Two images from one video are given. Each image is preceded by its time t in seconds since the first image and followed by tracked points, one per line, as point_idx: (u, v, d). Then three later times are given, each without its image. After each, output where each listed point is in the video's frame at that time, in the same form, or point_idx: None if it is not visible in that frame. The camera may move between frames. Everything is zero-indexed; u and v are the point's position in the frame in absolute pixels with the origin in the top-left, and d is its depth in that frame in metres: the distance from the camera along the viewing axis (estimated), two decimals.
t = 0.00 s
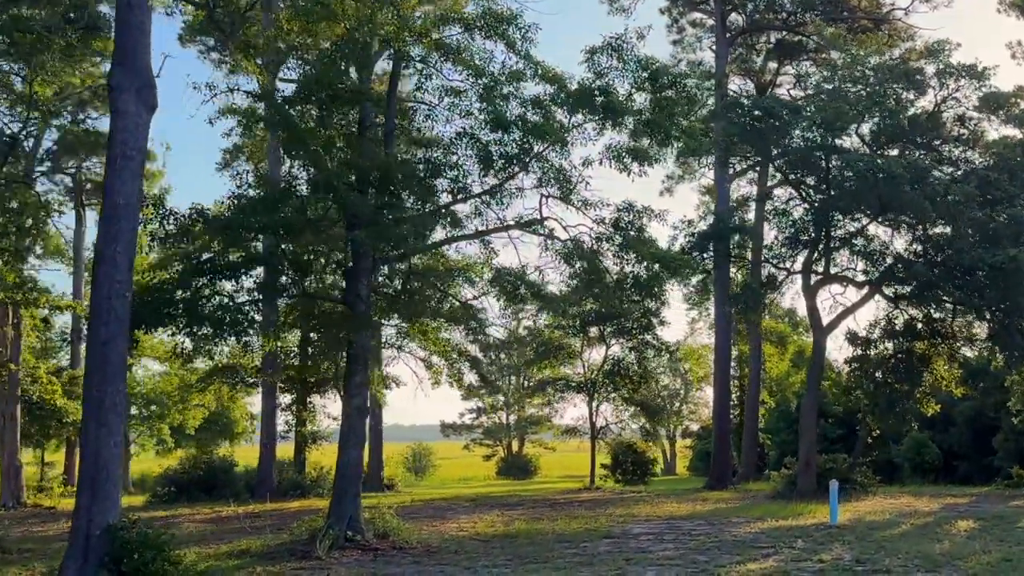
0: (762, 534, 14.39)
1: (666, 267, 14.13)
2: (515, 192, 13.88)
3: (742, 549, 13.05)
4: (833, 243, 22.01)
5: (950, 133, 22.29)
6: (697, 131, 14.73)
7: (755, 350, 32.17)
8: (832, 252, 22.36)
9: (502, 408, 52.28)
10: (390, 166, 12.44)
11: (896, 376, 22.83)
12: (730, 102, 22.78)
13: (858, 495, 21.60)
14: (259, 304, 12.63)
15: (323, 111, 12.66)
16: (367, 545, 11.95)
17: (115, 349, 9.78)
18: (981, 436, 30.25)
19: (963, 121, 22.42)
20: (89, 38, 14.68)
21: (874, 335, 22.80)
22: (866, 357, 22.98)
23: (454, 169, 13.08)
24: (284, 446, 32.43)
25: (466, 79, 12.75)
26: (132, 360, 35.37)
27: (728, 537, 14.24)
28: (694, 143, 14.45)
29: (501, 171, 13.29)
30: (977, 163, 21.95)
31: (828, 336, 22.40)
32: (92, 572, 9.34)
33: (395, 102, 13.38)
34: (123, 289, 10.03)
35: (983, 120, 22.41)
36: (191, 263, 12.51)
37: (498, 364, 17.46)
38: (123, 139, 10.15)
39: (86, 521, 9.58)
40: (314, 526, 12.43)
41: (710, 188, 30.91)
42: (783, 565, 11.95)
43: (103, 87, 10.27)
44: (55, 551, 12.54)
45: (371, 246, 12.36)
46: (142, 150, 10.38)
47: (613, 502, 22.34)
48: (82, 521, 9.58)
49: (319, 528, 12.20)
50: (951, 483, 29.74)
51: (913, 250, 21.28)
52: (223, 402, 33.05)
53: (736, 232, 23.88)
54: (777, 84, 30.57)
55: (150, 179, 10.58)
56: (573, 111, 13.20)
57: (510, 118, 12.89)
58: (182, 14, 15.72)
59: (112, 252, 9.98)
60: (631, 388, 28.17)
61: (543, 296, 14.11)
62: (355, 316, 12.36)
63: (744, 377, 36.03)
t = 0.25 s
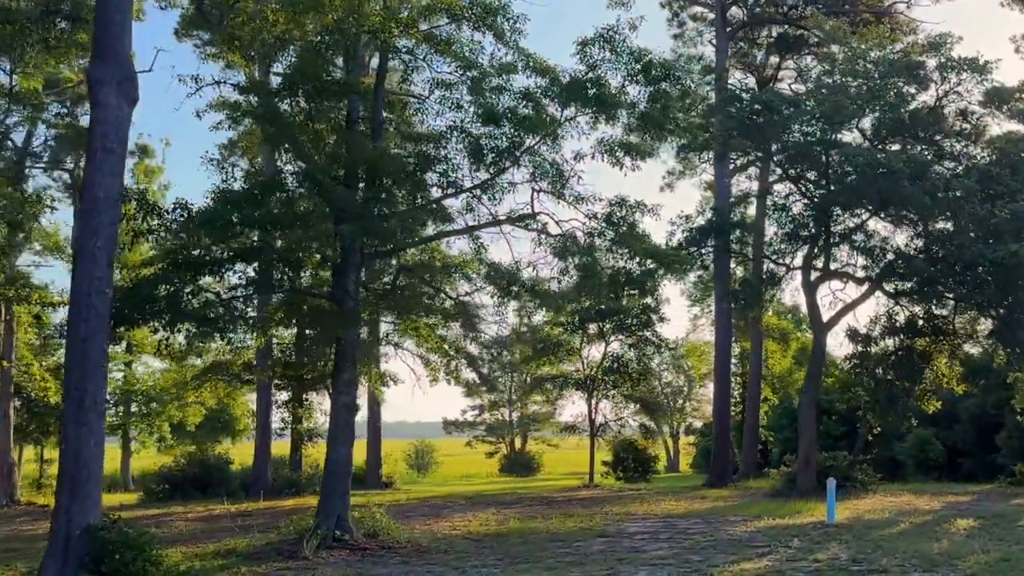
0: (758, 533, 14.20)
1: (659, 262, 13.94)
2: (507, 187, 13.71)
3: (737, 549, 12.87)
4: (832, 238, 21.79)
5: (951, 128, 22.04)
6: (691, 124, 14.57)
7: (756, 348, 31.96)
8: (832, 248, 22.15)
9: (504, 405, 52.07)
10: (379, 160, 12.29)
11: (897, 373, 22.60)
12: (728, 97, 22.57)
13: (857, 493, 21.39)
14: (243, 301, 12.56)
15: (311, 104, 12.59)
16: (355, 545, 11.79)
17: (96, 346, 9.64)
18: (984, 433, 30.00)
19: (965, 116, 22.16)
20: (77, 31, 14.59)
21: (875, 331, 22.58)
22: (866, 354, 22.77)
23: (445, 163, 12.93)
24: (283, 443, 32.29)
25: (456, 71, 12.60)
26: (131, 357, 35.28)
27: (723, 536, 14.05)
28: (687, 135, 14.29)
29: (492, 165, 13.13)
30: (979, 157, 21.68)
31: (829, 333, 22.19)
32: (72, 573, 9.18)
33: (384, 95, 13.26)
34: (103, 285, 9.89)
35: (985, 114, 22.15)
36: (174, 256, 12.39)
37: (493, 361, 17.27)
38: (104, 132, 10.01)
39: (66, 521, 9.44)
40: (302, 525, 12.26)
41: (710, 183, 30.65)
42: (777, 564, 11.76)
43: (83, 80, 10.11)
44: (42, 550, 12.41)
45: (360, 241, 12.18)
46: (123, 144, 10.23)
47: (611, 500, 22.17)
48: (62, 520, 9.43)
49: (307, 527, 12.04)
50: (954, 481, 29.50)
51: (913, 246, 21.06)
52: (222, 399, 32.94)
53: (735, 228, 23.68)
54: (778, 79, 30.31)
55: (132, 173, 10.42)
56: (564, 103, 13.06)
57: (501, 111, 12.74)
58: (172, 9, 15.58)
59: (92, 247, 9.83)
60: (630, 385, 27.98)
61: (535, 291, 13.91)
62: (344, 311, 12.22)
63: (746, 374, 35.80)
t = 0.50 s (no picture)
0: (756, 531, 14.03)
1: (654, 255, 13.76)
2: (501, 179, 13.54)
3: (735, 546, 12.70)
4: (833, 233, 21.59)
5: (954, 121, 21.79)
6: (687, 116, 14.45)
7: (759, 345, 31.76)
8: (833, 242, 21.94)
9: (507, 401, 51.90)
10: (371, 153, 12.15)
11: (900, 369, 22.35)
12: (729, 90, 22.34)
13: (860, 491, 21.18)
14: (232, 294, 12.51)
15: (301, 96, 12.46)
16: (347, 543, 11.61)
17: (79, 341, 9.49)
18: (989, 428, 29.77)
19: (968, 109, 21.92)
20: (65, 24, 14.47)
21: (877, 326, 22.36)
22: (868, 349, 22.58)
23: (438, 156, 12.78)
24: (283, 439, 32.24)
25: (448, 62, 12.52)
26: (132, 352, 35.23)
27: (722, 533, 13.88)
28: (683, 128, 14.18)
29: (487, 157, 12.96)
30: (982, 151, 21.43)
31: (831, 327, 21.97)
32: (53, 573, 9.01)
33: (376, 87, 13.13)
34: (86, 279, 9.73)
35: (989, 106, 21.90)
36: (159, 250, 12.25)
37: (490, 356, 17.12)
38: (87, 124, 9.83)
39: (48, 519, 9.29)
40: (293, 523, 12.10)
41: (713, 178, 30.43)
42: (775, 563, 11.58)
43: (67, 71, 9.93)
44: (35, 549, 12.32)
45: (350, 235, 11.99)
46: (108, 136, 10.06)
47: (610, 497, 22.02)
48: (44, 519, 9.29)
49: (298, 526, 11.87)
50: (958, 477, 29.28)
51: (915, 240, 20.83)
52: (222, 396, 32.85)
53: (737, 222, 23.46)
54: (781, 73, 30.07)
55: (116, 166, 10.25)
56: (559, 95, 12.94)
57: (495, 103, 12.62)
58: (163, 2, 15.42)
59: (74, 241, 9.67)
60: (630, 380, 27.80)
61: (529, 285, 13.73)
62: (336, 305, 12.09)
63: (748, 369, 35.62)
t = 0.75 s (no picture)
0: (756, 526, 13.83)
1: (652, 247, 13.54)
2: (497, 170, 13.35)
3: (734, 542, 12.51)
4: (836, 226, 21.36)
5: (959, 113, 21.54)
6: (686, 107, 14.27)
7: (763, 340, 31.50)
8: (836, 236, 21.71)
9: (509, 397, 51.69)
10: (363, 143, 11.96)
11: (903, 363, 22.11)
12: (731, 82, 22.06)
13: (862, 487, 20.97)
14: (222, 286, 12.39)
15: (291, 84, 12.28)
16: (340, 539, 11.44)
17: (64, 332, 9.33)
18: (995, 424, 29.51)
19: (973, 101, 21.67)
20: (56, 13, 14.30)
21: (880, 321, 22.13)
22: (871, 344, 22.37)
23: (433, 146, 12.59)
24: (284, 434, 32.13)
25: (442, 50, 12.33)
26: (133, 347, 35.12)
27: (720, 529, 13.69)
28: (682, 118, 14.00)
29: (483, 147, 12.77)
30: (987, 143, 21.18)
31: (833, 322, 21.75)
32: (38, 568, 8.86)
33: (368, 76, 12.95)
34: (72, 269, 9.56)
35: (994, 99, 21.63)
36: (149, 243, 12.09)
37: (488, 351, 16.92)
38: (73, 112, 9.65)
39: (32, 513, 9.13)
40: (286, 518, 11.93)
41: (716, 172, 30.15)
42: (774, 559, 11.38)
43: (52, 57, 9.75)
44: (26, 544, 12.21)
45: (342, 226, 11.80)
46: (95, 124, 9.87)
47: (610, 492, 21.86)
48: (28, 513, 9.13)
49: (290, 521, 11.71)
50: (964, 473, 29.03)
51: (918, 233, 20.60)
52: (223, 391, 32.71)
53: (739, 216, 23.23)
54: (785, 66, 29.80)
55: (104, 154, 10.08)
56: (555, 85, 12.75)
57: (490, 93, 12.43)
58: None
59: (60, 231, 9.50)
60: (632, 376, 27.59)
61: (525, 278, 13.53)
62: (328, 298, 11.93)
63: (751, 365, 35.38)
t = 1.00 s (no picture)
0: (755, 523, 13.68)
1: (647, 237, 13.40)
2: (493, 161, 13.17)
3: (732, 539, 12.35)
4: (839, 220, 21.15)
5: (964, 105, 21.30)
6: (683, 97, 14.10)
7: (766, 334, 31.29)
8: (839, 229, 21.50)
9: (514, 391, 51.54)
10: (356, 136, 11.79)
11: (907, 358, 21.91)
12: (734, 73, 21.81)
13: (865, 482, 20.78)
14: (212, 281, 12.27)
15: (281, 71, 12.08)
16: (331, 536, 11.31)
17: (49, 326, 9.19)
18: (1001, 419, 29.28)
19: (978, 93, 21.43)
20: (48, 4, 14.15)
21: (883, 314, 21.91)
22: (874, 338, 22.16)
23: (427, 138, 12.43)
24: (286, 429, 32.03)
25: (436, 40, 12.16)
26: (134, 342, 35.04)
27: (719, 525, 13.53)
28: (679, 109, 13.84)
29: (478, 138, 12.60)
30: (992, 135, 20.95)
31: (836, 315, 21.54)
32: (22, 566, 8.74)
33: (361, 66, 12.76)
34: (58, 262, 9.43)
35: (999, 91, 21.39)
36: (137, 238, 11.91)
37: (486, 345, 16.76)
38: (58, 103, 9.49)
39: (17, 511, 9.01)
40: (278, 515, 11.80)
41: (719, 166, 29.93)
42: (772, 556, 11.22)
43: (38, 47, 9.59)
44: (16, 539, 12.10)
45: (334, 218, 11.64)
46: (81, 115, 9.71)
47: (611, 487, 21.72)
48: (13, 510, 9.01)
49: (282, 518, 11.58)
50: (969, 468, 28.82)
51: (922, 225, 20.38)
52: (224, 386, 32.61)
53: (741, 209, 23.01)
54: (789, 58, 29.53)
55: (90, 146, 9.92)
56: (553, 74, 12.60)
57: (487, 83, 12.26)
58: None
59: (45, 224, 9.35)
60: (634, 370, 27.41)
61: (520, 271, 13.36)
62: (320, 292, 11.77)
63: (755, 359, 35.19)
